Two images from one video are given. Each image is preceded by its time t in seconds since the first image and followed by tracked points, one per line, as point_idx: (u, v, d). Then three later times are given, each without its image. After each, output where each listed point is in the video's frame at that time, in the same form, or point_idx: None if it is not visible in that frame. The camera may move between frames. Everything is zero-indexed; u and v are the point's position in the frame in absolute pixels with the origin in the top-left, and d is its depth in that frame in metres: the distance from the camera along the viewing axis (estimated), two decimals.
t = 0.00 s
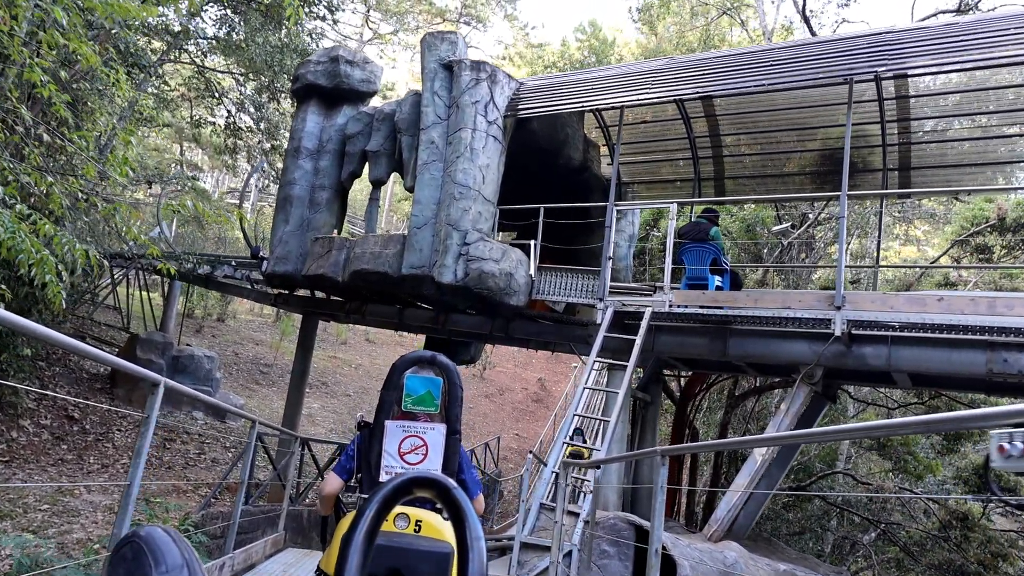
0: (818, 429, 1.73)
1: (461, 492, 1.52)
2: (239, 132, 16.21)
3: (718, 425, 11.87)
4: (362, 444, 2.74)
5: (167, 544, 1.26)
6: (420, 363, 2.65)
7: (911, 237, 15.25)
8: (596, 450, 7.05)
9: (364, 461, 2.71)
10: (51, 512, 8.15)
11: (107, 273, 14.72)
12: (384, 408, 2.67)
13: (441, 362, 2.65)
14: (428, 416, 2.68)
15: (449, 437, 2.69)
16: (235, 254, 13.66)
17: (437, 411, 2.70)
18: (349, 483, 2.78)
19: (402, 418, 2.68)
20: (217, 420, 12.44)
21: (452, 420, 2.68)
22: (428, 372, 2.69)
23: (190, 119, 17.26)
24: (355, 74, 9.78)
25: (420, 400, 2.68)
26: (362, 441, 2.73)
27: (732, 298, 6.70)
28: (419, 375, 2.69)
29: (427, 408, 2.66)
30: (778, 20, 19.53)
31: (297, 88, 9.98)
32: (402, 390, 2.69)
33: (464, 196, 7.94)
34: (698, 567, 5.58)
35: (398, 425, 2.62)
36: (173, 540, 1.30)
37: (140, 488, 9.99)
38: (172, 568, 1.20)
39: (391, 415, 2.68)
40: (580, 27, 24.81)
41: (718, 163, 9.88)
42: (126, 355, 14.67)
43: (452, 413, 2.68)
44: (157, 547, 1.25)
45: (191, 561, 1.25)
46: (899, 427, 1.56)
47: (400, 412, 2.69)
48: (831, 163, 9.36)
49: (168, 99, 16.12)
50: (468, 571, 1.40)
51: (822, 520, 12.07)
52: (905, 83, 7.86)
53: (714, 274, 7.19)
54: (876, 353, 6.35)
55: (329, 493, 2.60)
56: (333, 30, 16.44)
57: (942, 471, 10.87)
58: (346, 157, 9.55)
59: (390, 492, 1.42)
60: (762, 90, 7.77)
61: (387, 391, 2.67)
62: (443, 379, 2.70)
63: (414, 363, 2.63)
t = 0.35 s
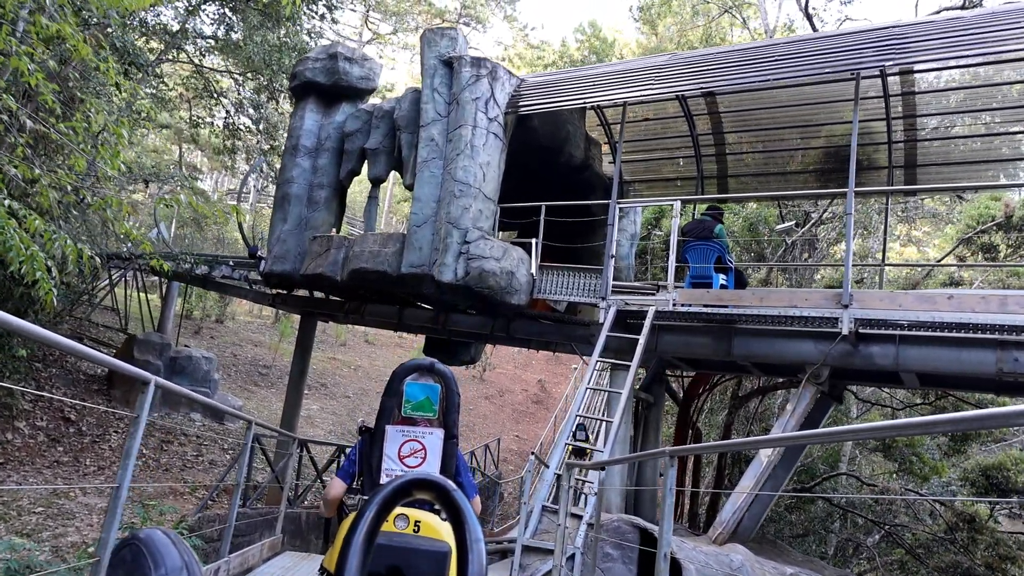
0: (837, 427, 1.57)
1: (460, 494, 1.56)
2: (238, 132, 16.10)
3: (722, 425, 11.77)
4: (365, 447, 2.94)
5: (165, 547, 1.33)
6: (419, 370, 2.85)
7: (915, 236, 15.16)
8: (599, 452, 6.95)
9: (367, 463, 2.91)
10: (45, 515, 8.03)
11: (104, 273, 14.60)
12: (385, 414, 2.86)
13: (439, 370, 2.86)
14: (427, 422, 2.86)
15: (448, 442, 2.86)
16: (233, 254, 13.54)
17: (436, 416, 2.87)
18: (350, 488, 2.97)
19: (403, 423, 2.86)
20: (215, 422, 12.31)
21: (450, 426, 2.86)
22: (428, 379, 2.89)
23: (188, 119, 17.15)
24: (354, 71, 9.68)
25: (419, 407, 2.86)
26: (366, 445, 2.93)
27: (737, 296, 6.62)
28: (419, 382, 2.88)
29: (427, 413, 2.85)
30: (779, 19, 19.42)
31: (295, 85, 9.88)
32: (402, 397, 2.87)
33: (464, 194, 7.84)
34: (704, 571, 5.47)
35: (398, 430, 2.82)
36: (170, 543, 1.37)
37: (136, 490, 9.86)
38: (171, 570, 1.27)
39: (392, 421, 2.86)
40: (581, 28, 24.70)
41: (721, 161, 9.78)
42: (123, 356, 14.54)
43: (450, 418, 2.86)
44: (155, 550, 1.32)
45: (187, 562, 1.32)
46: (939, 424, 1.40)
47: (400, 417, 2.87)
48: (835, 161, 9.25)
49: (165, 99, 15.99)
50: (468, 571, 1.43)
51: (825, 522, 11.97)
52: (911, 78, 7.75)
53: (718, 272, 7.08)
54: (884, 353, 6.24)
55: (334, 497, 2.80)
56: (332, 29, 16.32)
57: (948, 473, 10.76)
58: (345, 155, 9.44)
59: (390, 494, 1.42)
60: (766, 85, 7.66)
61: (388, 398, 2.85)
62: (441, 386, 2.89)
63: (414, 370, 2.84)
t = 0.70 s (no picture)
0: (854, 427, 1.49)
1: (458, 496, 1.69)
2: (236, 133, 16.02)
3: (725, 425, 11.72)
4: (366, 452, 3.04)
5: (165, 549, 1.49)
6: (417, 376, 2.96)
7: (917, 236, 15.07)
8: (601, 453, 6.83)
9: (368, 468, 3.00)
10: (38, 517, 7.92)
11: (101, 273, 14.48)
12: (385, 420, 2.97)
13: (438, 378, 2.97)
14: (425, 427, 2.96)
15: (444, 446, 2.98)
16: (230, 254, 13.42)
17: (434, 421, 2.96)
18: (350, 491, 3.06)
19: (402, 428, 2.96)
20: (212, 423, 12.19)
21: (447, 430, 2.99)
22: (427, 386, 2.99)
23: (186, 119, 17.06)
24: (353, 68, 9.58)
25: (417, 413, 2.96)
26: (366, 450, 3.03)
27: (741, 295, 6.52)
28: (417, 390, 2.97)
29: (425, 419, 2.94)
30: (781, 19, 19.32)
31: (293, 83, 9.79)
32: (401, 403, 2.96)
33: (464, 191, 7.73)
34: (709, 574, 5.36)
35: (398, 436, 2.92)
36: (172, 546, 1.53)
37: (132, 492, 9.75)
38: (171, 572, 1.42)
39: (392, 427, 2.97)
40: (581, 29, 24.61)
41: (724, 159, 9.68)
42: (119, 357, 14.41)
43: (448, 424, 2.97)
44: (157, 551, 1.48)
45: (187, 564, 1.48)
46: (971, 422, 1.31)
47: (400, 423, 2.97)
48: (839, 158, 9.16)
49: (163, 98, 15.87)
50: (468, 570, 1.55)
51: (828, 524, 11.88)
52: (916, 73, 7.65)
53: (722, 271, 6.97)
54: (891, 353, 6.14)
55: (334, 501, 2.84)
56: (331, 28, 16.19)
57: (953, 474, 10.66)
58: (343, 153, 9.34)
59: (389, 496, 1.59)
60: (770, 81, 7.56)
61: (388, 404, 2.96)
62: (439, 393, 2.98)
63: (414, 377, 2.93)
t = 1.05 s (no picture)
0: (871, 427, 1.45)
1: (458, 498, 1.60)
2: (235, 134, 15.94)
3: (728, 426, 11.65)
4: (366, 457, 3.13)
5: (163, 553, 1.40)
6: (417, 383, 3.13)
7: (919, 238, 15.01)
8: (604, 455, 6.73)
9: (367, 472, 3.09)
10: (32, 520, 7.80)
11: (98, 274, 14.35)
12: (385, 426, 3.06)
13: (437, 386, 3.14)
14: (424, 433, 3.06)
15: (442, 451, 3.06)
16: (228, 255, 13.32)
17: (432, 427, 3.07)
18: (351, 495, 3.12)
19: (401, 434, 3.06)
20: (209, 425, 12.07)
21: (445, 435, 3.07)
22: (425, 394, 3.12)
23: (185, 119, 16.96)
24: (352, 66, 9.50)
25: (416, 419, 3.07)
26: (366, 455, 3.12)
27: (745, 294, 6.43)
28: (417, 397, 3.11)
29: (423, 425, 3.05)
30: (781, 20, 19.24)
31: (292, 81, 9.71)
32: (401, 411, 3.09)
33: (464, 189, 7.64)
34: None
35: (397, 440, 3.00)
36: (169, 548, 1.44)
37: (128, 495, 9.63)
38: None
39: (391, 432, 3.06)
40: (580, 30, 24.55)
41: (726, 158, 9.60)
42: (116, 358, 14.27)
43: (445, 429, 3.07)
44: (153, 555, 1.39)
45: (186, 567, 1.39)
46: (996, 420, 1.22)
47: (399, 429, 3.07)
48: (843, 156, 9.07)
49: (161, 97, 15.77)
50: (468, 575, 1.46)
51: (831, 526, 11.78)
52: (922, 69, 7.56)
53: (726, 269, 6.87)
54: (898, 352, 6.04)
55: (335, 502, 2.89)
56: (330, 28, 16.11)
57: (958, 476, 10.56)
58: (342, 151, 9.25)
59: (388, 499, 1.49)
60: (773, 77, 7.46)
61: (388, 410, 3.07)
62: (437, 400, 3.12)
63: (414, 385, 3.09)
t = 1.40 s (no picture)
0: (886, 426, 1.40)
1: (458, 501, 1.48)
2: (233, 134, 15.83)
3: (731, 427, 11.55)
4: (367, 461, 3.18)
5: (161, 555, 1.26)
6: (416, 391, 3.18)
7: (920, 238, 14.92)
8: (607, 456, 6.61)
9: (369, 477, 3.14)
10: (25, 523, 7.66)
11: (95, 275, 14.23)
12: (385, 432, 3.10)
13: (435, 393, 3.19)
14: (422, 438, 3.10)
15: (441, 456, 3.08)
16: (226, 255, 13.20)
17: (430, 433, 3.10)
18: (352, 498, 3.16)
19: (401, 440, 3.10)
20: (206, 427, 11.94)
21: (444, 441, 3.10)
22: (423, 401, 3.16)
23: (182, 119, 16.86)
24: (350, 63, 9.40)
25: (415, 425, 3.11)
26: (367, 460, 3.17)
27: (751, 293, 6.30)
28: (416, 404, 3.15)
29: (422, 431, 3.08)
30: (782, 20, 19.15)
31: (289, 78, 9.61)
32: (400, 418, 3.13)
33: (465, 187, 7.53)
34: None
35: (397, 445, 3.05)
36: (167, 551, 1.29)
37: (124, 497, 9.50)
38: None
39: (391, 438, 3.10)
40: (580, 30, 24.47)
41: (729, 156, 9.51)
42: (112, 360, 14.15)
43: (443, 434, 3.10)
44: (151, 557, 1.25)
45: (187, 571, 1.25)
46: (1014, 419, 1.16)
47: (399, 435, 3.11)
48: (847, 154, 8.97)
49: (159, 97, 15.66)
50: None
51: (834, 528, 11.68)
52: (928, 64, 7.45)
53: (731, 268, 6.76)
54: (906, 352, 5.93)
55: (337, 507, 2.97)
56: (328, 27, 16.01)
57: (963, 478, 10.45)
58: (341, 149, 9.14)
59: (387, 501, 1.37)
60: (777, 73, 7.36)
61: (388, 417, 3.11)
62: (434, 407, 3.16)
63: (414, 393, 3.14)
